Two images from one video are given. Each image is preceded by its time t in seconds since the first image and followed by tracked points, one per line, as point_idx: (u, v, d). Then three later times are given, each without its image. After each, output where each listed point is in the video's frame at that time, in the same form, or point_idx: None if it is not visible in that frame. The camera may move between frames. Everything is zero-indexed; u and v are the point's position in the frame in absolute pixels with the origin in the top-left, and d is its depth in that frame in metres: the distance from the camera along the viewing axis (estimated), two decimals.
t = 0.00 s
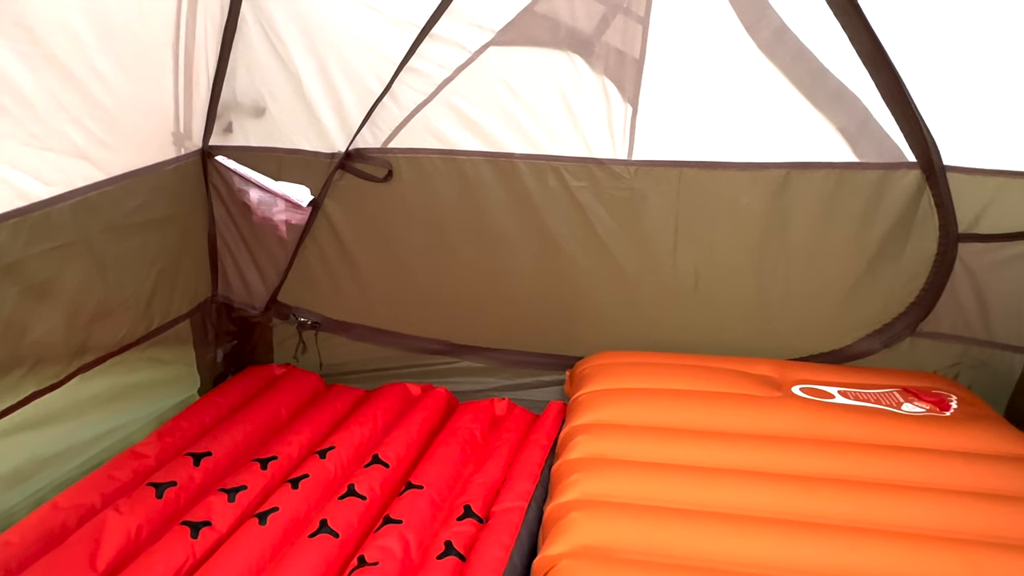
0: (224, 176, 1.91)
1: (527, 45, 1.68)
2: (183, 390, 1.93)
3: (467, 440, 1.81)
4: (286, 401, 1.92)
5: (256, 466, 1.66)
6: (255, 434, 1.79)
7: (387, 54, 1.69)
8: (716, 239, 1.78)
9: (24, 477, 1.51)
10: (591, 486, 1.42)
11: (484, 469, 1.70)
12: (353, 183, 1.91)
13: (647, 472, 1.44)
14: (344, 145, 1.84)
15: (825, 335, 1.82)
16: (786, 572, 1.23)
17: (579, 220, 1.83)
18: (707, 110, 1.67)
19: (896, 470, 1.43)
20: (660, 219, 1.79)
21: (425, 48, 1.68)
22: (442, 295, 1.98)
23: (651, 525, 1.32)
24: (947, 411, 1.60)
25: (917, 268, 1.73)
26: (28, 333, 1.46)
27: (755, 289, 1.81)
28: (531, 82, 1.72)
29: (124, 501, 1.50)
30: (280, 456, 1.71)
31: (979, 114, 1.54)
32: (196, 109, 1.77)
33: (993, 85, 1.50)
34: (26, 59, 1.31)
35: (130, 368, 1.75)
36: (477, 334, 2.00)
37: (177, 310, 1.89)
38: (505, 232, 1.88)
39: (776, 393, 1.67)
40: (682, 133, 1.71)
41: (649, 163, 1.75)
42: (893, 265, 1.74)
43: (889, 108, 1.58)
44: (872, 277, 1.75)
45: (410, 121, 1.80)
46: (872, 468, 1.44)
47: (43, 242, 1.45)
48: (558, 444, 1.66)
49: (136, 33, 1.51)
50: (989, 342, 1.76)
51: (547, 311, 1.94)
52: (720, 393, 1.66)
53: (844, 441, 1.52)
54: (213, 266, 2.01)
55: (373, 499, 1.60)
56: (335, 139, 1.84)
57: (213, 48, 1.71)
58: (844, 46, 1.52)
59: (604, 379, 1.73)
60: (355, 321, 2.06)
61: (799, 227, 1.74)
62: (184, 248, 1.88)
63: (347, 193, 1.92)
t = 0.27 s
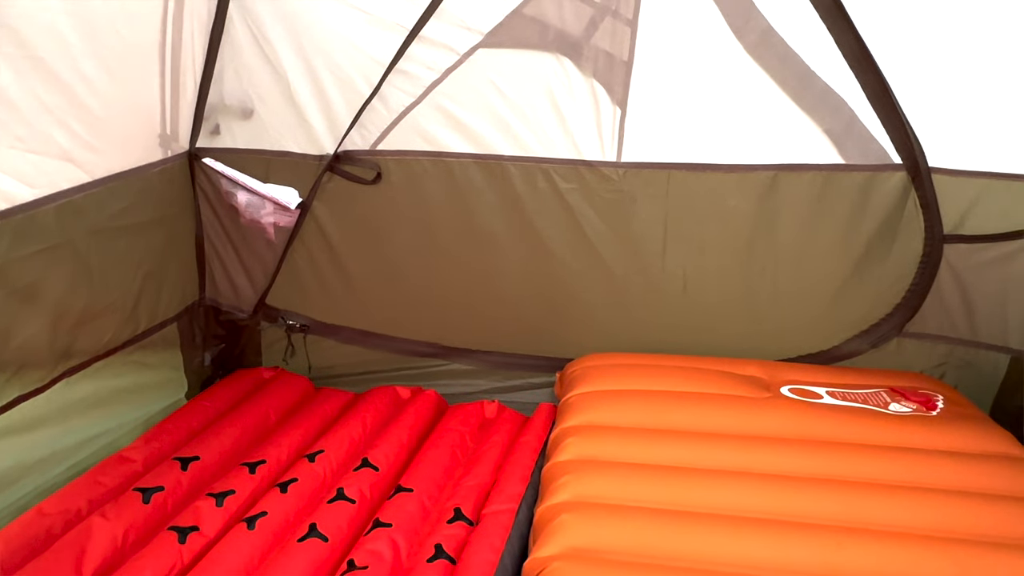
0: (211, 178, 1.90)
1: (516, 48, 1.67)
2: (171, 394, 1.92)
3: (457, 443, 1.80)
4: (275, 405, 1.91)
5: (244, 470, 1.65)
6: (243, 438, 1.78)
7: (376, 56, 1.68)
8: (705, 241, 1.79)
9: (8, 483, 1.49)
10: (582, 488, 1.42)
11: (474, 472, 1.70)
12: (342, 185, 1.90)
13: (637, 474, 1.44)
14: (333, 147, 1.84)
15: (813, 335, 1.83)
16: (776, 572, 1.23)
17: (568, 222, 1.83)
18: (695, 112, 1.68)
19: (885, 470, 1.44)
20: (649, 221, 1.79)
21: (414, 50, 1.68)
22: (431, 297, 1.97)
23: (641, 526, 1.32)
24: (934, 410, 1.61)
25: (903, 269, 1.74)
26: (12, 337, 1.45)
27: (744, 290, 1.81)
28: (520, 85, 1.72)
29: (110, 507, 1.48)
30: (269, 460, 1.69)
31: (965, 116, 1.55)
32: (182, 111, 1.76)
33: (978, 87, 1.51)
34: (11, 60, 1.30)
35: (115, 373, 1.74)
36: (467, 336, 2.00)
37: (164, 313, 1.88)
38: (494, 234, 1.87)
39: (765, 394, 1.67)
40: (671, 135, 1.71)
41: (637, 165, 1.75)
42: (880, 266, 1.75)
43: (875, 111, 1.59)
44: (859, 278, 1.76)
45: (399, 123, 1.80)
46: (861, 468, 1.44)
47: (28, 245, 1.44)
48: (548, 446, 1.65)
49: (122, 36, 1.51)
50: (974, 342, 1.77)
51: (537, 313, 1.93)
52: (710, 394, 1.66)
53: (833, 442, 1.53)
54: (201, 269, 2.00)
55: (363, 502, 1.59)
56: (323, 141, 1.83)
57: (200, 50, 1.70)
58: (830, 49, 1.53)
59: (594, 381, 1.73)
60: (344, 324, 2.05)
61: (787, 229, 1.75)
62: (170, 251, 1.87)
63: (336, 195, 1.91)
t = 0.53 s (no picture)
0: (198, 180, 1.88)
1: (503, 49, 1.67)
2: (157, 397, 1.90)
3: (447, 445, 1.79)
4: (262, 408, 1.90)
5: (232, 474, 1.64)
6: (230, 441, 1.77)
7: (363, 57, 1.67)
8: (693, 241, 1.79)
9: None
10: (571, 489, 1.41)
11: (464, 474, 1.69)
12: (329, 187, 1.89)
13: (627, 475, 1.44)
14: (321, 148, 1.83)
15: (801, 336, 1.83)
16: (766, 571, 1.23)
17: (557, 224, 1.83)
18: (683, 114, 1.68)
19: (873, 469, 1.44)
20: (637, 222, 1.79)
21: (402, 51, 1.67)
22: (420, 299, 1.96)
23: (631, 527, 1.32)
24: (920, 409, 1.61)
25: (889, 269, 1.75)
26: None
27: (732, 291, 1.82)
28: (508, 86, 1.71)
29: (95, 512, 1.47)
30: (256, 464, 1.68)
31: (950, 117, 1.56)
32: (168, 112, 1.75)
33: (960, 90, 1.52)
34: None
35: (100, 376, 1.72)
36: (456, 338, 1.99)
37: (149, 316, 1.86)
38: (483, 236, 1.87)
39: (754, 394, 1.67)
40: (659, 137, 1.71)
41: (626, 167, 1.75)
42: (866, 266, 1.76)
43: (861, 113, 1.60)
44: (846, 278, 1.77)
45: (387, 125, 1.79)
46: (850, 468, 1.45)
47: (11, 247, 1.42)
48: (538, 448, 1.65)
49: (107, 36, 1.50)
50: (960, 342, 1.78)
51: (525, 314, 1.93)
52: (699, 395, 1.67)
53: (822, 441, 1.53)
54: (187, 271, 1.98)
55: (352, 505, 1.58)
56: (311, 143, 1.82)
57: (186, 50, 1.69)
58: (816, 50, 1.54)
59: (583, 382, 1.73)
60: (332, 326, 2.04)
61: (774, 230, 1.75)
62: (156, 254, 1.85)
63: (323, 197, 1.90)
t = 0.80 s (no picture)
0: (183, 181, 1.86)
1: (491, 50, 1.67)
2: (142, 401, 1.88)
3: (436, 447, 1.79)
4: (250, 411, 1.88)
5: (219, 478, 1.62)
6: (217, 445, 1.75)
7: (351, 57, 1.66)
8: (682, 242, 1.79)
9: None
10: (561, 490, 1.41)
11: (453, 477, 1.68)
12: (317, 189, 1.88)
13: (616, 476, 1.43)
14: (308, 150, 1.82)
15: (789, 336, 1.84)
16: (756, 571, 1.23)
17: (545, 225, 1.82)
18: (671, 115, 1.68)
19: (861, 468, 1.44)
20: (626, 223, 1.79)
21: (389, 52, 1.66)
22: (409, 301, 1.95)
23: (621, 528, 1.31)
24: (907, 408, 1.62)
25: (876, 269, 1.76)
26: None
27: (721, 291, 1.82)
28: (497, 87, 1.71)
29: (80, 518, 1.45)
30: (244, 467, 1.67)
31: (934, 120, 1.57)
32: (153, 113, 1.73)
33: (947, 91, 1.52)
34: None
35: (83, 381, 1.70)
36: (445, 340, 1.98)
37: (134, 319, 1.84)
38: (472, 237, 1.86)
39: (742, 394, 1.68)
40: (648, 138, 1.71)
41: (614, 168, 1.75)
42: (853, 266, 1.76)
43: (847, 114, 1.60)
44: (833, 278, 1.77)
45: (375, 126, 1.78)
46: (838, 466, 1.45)
47: None
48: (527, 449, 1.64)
49: (91, 37, 1.48)
50: (946, 341, 1.79)
51: (514, 316, 1.92)
52: (689, 395, 1.67)
53: (811, 441, 1.53)
54: (173, 274, 1.96)
55: (340, 509, 1.57)
56: (298, 144, 1.81)
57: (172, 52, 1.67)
58: (802, 52, 1.54)
59: (573, 383, 1.72)
60: (320, 329, 2.02)
61: (762, 231, 1.76)
62: (141, 256, 1.83)
63: (311, 199, 1.89)
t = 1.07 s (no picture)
0: (169, 184, 1.85)
1: (478, 51, 1.66)
2: (128, 406, 1.86)
3: (425, 449, 1.78)
4: (237, 415, 1.87)
5: (206, 482, 1.61)
6: (204, 449, 1.74)
7: (337, 59, 1.66)
8: (670, 243, 1.80)
9: None
10: (551, 491, 1.41)
11: (442, 479, 1.68)
12: (304, 190, 1.87)
13: (606, 477, 1.43)
14: (295, 152, 1.81)
15: (778, 336, 1.85)
16: (746, 569, 1.23)
17: (534, 226, 1.82)
18: (659, 117, 1.68)
19: (849, 466, 1.45)
20: (614, 224, 1.79)
21: (377, 54, 1.66)
22: (397, 303, 1.95)
23: (611, 528, 1.31)
24: (893, 406, 1.63)
25: (862, 268, 1.77)
26: None
27: (709, 292, 1.82)
28: (485, 88, 1.71)
29: (65, 524, 1.43)
30: (232, 471, 1.66)
31: (919, 120, 1.58)
32: (138, 115, 1.72)
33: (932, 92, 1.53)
34: None
35: (67, 385, 1.68)
36: (434, 342, 1.98)
37: (119, 322, 1.82)
38: (461, 239, 1.86)
39: (730, 394, 1.68)
40: (636, 139, 1.71)
41: (602, 169, 1.75)
42: (839, 266, 1.77)
43: (832, 116, 1.61)
44: (820, 278, 1.78)
45: (363, 128, 1.78)
46: (827, 465, 1.45)
47: None
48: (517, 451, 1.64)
49: (74, 38, 1.47)
50: (930, 340, 1.80)
51: (504, 317, 1.92)
52: (678, 395, 1.67)
53: (799, 440, 1.54)
54: (159, 277, 1.94)
55: (329, 512, 1.56)
56: (285, 146, 1.80)
57: (157, 52, 1.66)
58: (788, 54, 1.55)
59: (562, 384, 1.72)
60: (308, 331, 2.01)
61: (749, 231, 1.76)
62: (126, 259, 1.82)
63: (298, 201, 1.88)
